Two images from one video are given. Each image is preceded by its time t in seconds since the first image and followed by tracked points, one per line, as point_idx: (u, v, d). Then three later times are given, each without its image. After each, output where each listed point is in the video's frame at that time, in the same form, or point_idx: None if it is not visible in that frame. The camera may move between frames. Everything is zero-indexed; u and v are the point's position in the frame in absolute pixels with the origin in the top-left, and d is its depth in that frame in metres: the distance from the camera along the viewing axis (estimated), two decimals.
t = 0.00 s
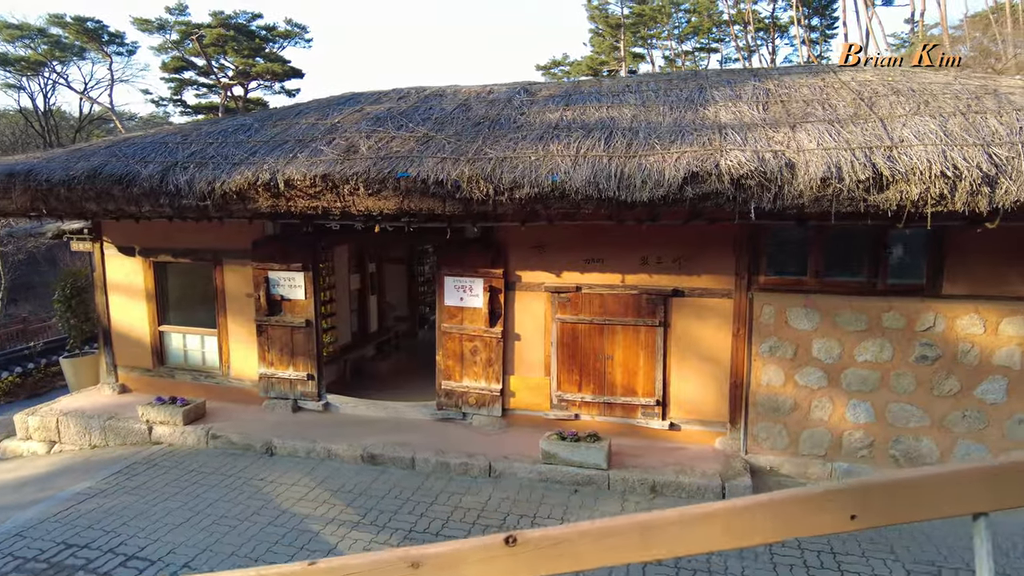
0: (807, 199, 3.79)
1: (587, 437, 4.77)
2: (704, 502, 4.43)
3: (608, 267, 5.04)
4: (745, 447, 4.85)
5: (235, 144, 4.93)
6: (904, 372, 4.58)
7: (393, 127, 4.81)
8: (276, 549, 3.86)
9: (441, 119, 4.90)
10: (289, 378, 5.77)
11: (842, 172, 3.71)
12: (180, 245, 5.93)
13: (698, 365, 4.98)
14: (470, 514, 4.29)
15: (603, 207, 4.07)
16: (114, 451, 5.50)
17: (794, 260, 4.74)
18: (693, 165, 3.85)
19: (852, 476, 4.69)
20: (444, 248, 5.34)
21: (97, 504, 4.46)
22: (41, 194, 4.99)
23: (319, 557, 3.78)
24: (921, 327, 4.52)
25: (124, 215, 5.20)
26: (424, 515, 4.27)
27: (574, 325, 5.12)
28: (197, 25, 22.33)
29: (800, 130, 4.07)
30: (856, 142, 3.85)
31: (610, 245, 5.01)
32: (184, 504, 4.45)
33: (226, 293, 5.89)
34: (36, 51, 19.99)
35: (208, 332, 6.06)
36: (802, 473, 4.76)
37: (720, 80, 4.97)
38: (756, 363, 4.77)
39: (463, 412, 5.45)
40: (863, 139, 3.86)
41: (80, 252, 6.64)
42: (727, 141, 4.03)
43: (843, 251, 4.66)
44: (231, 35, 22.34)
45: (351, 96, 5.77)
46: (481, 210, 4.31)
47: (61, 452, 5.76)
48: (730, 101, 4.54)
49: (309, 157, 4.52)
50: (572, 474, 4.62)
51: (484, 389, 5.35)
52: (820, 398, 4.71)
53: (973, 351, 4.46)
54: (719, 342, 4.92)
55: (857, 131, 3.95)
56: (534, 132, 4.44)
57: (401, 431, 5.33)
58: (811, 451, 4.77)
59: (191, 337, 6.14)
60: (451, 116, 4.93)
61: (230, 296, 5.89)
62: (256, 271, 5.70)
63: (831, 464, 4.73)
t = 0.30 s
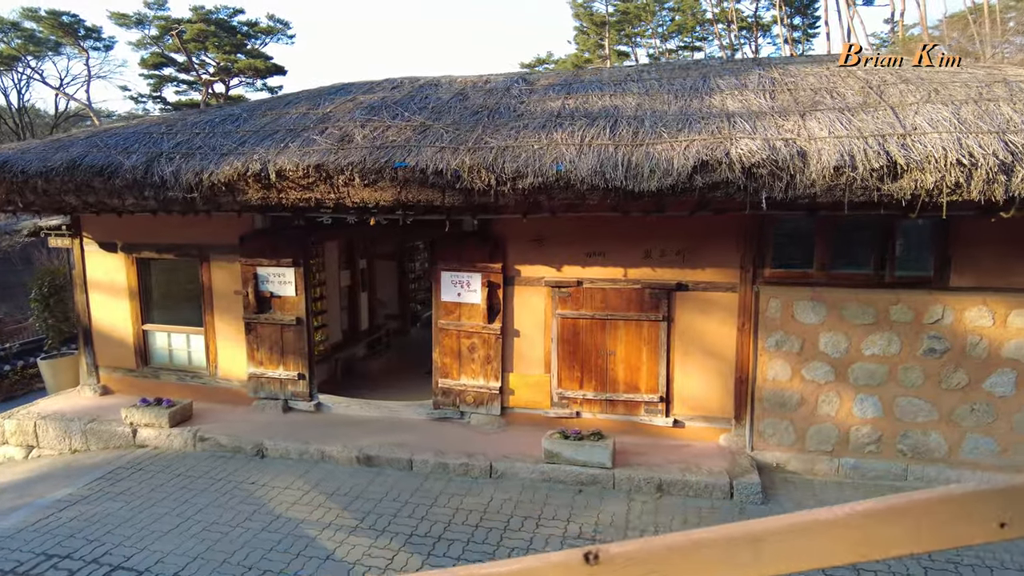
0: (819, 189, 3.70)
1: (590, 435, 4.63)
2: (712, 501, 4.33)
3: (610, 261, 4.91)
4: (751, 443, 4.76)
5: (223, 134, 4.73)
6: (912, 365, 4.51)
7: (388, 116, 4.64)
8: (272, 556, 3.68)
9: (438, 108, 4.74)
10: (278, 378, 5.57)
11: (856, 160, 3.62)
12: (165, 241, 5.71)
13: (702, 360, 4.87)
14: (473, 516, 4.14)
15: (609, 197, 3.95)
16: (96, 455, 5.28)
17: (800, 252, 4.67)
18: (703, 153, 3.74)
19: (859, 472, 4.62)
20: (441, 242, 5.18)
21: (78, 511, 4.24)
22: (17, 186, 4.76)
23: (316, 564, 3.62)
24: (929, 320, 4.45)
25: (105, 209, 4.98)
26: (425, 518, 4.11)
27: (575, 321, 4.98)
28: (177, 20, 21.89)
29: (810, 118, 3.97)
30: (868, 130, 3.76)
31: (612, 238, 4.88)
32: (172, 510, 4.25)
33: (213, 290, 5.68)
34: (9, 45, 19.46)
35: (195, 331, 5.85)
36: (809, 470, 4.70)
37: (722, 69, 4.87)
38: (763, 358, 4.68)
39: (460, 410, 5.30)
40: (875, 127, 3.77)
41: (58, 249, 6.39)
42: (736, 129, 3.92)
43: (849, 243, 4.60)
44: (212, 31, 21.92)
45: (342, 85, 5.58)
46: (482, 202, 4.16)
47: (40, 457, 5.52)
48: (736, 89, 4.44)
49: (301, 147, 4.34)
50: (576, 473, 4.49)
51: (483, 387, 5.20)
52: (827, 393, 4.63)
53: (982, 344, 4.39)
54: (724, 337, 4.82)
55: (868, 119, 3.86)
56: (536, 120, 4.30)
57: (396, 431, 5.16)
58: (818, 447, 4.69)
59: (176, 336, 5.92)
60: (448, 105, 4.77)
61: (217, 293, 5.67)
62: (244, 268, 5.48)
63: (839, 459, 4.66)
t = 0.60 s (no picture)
0: (837, 182, 3.63)
1: (600, 434, 4.53)
2: (725, 500, 4.26)
3: (618, 257, 4.81)
4: (762, 441, 4.69)
5: (219, 126, 4.58)
6: (924, 361, 4.46)
7: (391, 108, 4.51)
8: (277, 563, 3.55)
9: (442, 100, 4.63)
10: (275, 378, 5.41)
11: (874, 153, 3.56)
12: (156, 237, 5.53)
13: (712, 357, 4.80)
14: (482, 518, 4.03)
15: (622, 191, 3.85)
16: (87, 459, 5.09)
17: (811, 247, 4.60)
18: (719, 146, 3.65)
19: (870, 469, 4.57)
20: (444, 238, 5.06)
21: (70, 518, 4.07)
22: (2, 180, 4.57)
23: (324, 571, 3.49)
24: (941, 315, 4.40)
25: (96, 204, 4.80)
26: (433, 521, 4.00)
27: (582, 318, 4.88)
28: (160, 15, 21.50)
29: (825, 110, 3.91)
30: (886, 122, 3.71)
31: (620, 233, 4.79)
32: (169, 516, 4.10)
33: (207, 288, 5.51)
34: None
35: (188, 330, 5.68)
36: (820, 467, 4.65)
37: (732, 61, 4.80)
38: (773, 354, 4.61)
39: (464, 410, 5.18)
40: (893, 120, 3.72)
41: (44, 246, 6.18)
42: (752, 121, 3.85)
43: (859, 239, 4.57)
44: (197, 26, 21.55)
45: (340, 77, 5.43)
46: (490, 196, 4.04)
47: (27, 462, 5.33)
48: (748, 82, 4.37)
49: (302, 139, 4.20)
50: (586, 474, 4.40)
51: (487, 386, 5.09)
52: (838, 390, 4.57)
53: (994, 339, 4.35)
54: (733, 333, 4.76)
55: (885, 111, 3.81)
56: (545, 112, 4.20)
57: (399, 432, 5.04)
58: (829, 444, 4.64)
59: (169, 336, 5.75)
60: (452, 97, 4.65)
61: (211, 291, 5.50)
62: (240, 265, 5.31)
63: (850, 457, 4.60)
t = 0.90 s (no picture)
0: (855, 176, 3.61)
1: (612, 433, 4.47)
2: (739, 498, 4.22)
3: (628, 253, 4.76)
4: (774, 439, 4.66)
5: (223, 119, 4.47)
6: (935, 357, 4.45)
7: (400, 102, 4.44)
8: (288, 567, 3.44)
9: (451, 94, 4.56)
10: (276, 379, 5.29)
11: (893, 147, 3.54)
12: (154, 235, 5.40)
13: (722, 354, 4.77)
14: (495, 519, 3.95)
15: (638, 186, 3.81)
16: (82, 463, 4.94)
17: (821, 244, 4.58)
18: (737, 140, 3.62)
19: (882, 466, 4.55)
20: (451, 235, 4.99)
21: (68, 523, 3.93)
22: None
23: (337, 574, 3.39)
24: (952, 311, 4.40)
25: (93, 199, 4.67)
26: (446, 522, 3.91)
27: (592, 316, 4.82)
28: (147, 15, 21.22)
29: (841, 105, 3.89)
30: (902, 117, 3.70)
31: (630, 229, 4.74)
32: (172, 520, 3.97)
33: (206, 287, 5.38)
34: None
35: (186, 331, 5.55)
36: (832, 464, 4.62)
37: (742, 58, 4.78)
38: (785, 351, 4.58)
39: (471, 410, 5.10)
40: (909, 114, 3.71)
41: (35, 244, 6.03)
42: (768, 116, 3.82)
43: (870, 235, 4.53)
44: (184, 26, 21.30)
45: (343, 72, 5.35)
46: (503, 190, 3.97)
47: (19, 466, 5.16)
48: (761, 77, 4.36)
49: (310, 132, 4.11)
50: (598, 473, 4.33)
51: (495, 385, 5.01)
52: (849, 386, 4.55)
53: (1005, 335, 4.36)
54: (744, 331, 4.73)
55: (901, 106, 3.80)
56: (558, 106, 4.15)
57: (405, 432, 4.94)
58: (841, 441, 4.61)
59: (166, 336, 5.62)
60: (461, 91, 4.59)
61: (210, 290, 5.38)
62: (240, 263, 5.19)
63: (861, 454, 4.58)
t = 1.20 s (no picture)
0: (872, 171, 3.57)
1: (622, 434, 4.40)
2: (753, 498, 4.16)
3: (636, 251, 4.69)
4: (784, 438, 4.61)
5: (221, 113, 4.34)
6: (945, 354, 4.43)
7: (406, 96, 4.33)
8: None
9: (457, 88, 4.46)
10: (275, 381, 5.15)
11: (910, 141, 3.50)
12: (147, 233, 5.24)
13: (731, 353, 4.72)
14: (507, 523, 3.85)
15: (652, 182, 3.74)
16: (73, 469, 4.77)
17: (831, 241, 4.54)
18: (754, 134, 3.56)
19: (892, 464, 4.52)
20: (455, 233, 4.88)
21: (61, 533, 3.76)
22: None
23: None
24: (962, 308, 4.37)
25: (85, 195, 4.50)
26: (457, 526, 3.81)
27: (599, 315, 4.74)
28: (129, 13, 20.87)
29: (855, 100, 3.86)
30: (918, 112, 3.66)
31: (638, 227, 4.67)
32: (171, 528, 3.82)
33: (201, 287, 5.23)
34: None
35: (180, 332, 5.39)
36: (842, 463, 4.58)
37: (750, 53, 4.74)
38: (795, 350, 4.54)
39: (476, 411, 5.00)
40: (925, 109, 3.67)
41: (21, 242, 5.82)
42: (783, 111, 3.78)
43: (879, 232, 4.51)
44: (167, 25, 20.96)
45: (343, 67, 5.23)
46: (513, 185, 3.88)
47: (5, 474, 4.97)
48: (771, 73, 4.33)
49: (314, 126, 3.99)
50: (609, 475, 4.25)
51: (500, 386, 4.91)
52: (859, 384, 4.52)
53: (1015, 332, 4.34)
54: (753, 329, 4.69)
55: (916, 101, 3.77)
56: (568, 100, 4.07)
57: (409, 434, 4.83)
58: (851, 440, 4.57)
59: (160, 338, 5.46)
60: (467, 85, 4.49)
61: (206, 290, 5.23)
62: (237, 262, 5.04)
63: (872, 452, 4.55)
